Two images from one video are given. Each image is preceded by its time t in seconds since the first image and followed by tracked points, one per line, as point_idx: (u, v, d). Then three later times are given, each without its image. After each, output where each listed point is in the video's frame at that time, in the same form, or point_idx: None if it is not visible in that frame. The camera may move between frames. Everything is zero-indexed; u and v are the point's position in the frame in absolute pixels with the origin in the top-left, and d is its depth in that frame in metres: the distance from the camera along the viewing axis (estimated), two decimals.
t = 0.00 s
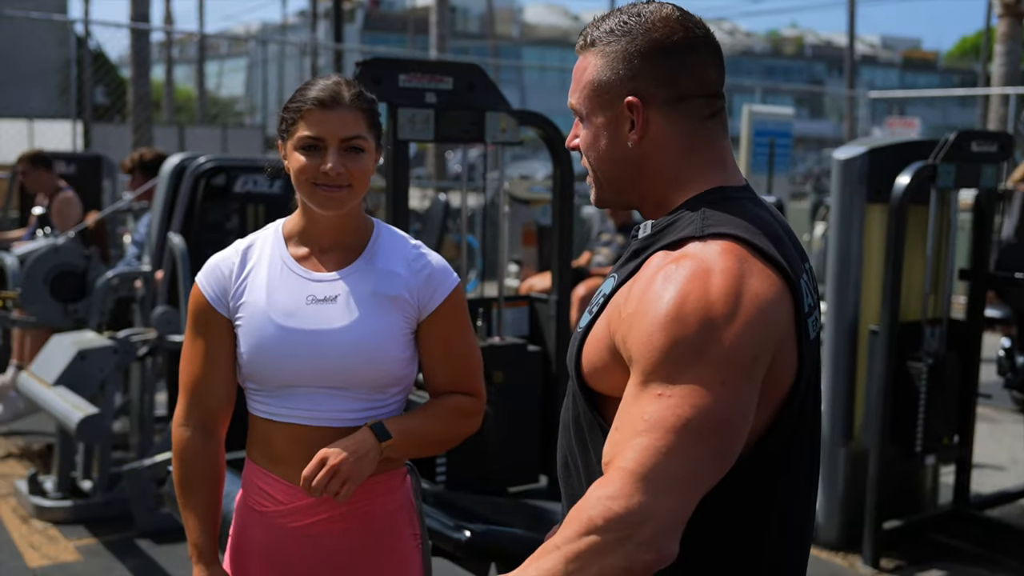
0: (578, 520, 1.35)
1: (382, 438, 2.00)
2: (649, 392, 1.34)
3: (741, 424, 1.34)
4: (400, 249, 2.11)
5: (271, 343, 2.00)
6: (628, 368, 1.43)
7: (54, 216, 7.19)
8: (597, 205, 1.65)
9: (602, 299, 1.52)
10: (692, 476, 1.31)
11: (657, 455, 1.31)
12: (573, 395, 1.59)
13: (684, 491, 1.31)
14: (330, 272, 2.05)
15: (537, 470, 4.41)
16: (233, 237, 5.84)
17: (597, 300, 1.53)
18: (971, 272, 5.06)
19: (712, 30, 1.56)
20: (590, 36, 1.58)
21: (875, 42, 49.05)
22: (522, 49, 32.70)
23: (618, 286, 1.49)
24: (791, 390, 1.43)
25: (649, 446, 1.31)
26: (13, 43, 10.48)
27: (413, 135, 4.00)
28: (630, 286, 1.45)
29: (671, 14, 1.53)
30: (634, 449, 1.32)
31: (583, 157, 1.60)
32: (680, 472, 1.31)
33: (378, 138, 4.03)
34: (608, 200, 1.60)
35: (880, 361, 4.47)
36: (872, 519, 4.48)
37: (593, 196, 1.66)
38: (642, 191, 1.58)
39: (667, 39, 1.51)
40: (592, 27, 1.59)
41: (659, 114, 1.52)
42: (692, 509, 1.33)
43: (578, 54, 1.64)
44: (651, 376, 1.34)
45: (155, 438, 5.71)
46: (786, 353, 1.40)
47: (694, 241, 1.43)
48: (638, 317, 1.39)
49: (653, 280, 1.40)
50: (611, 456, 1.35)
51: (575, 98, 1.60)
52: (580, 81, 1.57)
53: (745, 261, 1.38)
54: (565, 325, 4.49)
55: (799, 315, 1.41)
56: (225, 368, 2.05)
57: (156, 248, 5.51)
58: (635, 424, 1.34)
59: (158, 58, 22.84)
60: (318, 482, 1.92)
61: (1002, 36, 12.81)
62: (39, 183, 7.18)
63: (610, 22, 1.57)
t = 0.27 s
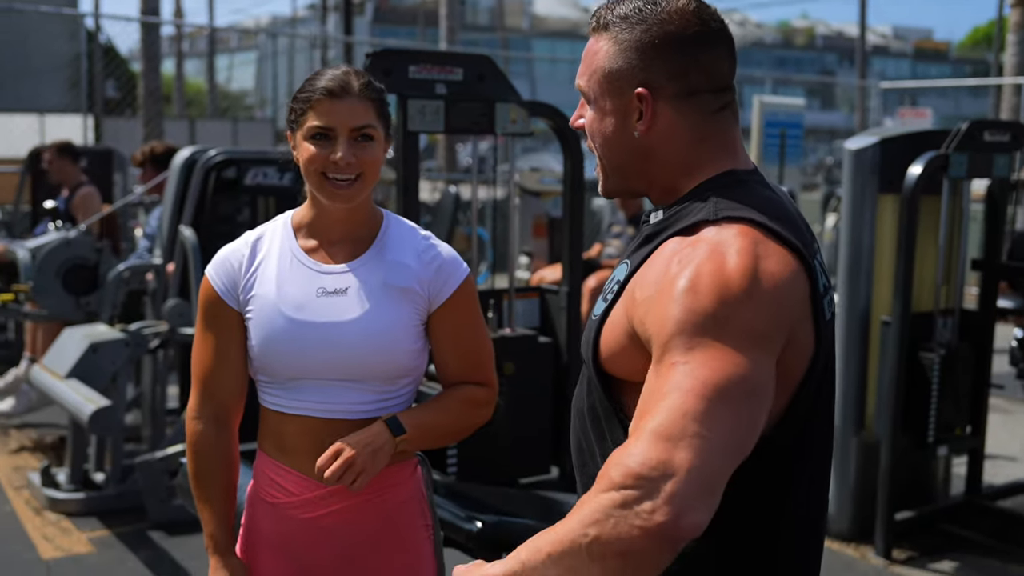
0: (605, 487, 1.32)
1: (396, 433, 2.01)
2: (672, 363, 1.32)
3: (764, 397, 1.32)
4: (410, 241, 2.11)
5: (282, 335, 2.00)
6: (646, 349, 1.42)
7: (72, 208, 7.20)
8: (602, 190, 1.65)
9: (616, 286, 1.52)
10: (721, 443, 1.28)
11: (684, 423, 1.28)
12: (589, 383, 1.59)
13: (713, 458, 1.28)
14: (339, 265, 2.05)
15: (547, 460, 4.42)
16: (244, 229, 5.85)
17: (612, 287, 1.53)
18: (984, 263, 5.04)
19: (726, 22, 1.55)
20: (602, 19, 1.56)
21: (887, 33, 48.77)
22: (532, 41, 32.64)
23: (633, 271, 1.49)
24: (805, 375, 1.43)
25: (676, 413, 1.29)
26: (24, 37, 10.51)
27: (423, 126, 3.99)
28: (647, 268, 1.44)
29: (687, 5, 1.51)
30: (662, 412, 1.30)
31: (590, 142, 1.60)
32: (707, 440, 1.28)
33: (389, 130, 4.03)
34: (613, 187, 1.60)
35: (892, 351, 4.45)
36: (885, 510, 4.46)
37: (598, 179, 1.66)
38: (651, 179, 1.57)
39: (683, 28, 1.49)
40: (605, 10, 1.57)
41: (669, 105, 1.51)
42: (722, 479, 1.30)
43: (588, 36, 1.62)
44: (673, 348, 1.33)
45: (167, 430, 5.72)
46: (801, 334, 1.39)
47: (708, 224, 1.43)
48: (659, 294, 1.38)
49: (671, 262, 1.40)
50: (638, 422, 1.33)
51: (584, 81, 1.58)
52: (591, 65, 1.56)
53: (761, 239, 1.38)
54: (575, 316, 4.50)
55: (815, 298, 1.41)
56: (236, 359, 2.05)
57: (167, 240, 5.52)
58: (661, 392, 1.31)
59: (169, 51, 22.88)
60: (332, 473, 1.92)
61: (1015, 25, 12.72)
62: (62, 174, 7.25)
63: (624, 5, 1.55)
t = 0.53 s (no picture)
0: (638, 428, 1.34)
1: (401, 422, 2.01)
2: (701, 323, 1.33)
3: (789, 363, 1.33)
4: (415, 231, 2.11)
5: (288, 327, 2.00)
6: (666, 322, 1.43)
7: (82, 201, 7.22)
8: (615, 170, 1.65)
9: (633, 269, 1.53)
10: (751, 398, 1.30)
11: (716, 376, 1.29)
12: (603, 367, 1.60)
13: (742, 412, 1.29)
14: (344, 256, 2.04)
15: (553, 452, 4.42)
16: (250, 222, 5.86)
17: (627, 269, 1.54)
18: (992, 253, 5.02)
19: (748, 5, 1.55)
20: None
21: (895, 24, 48.54)
22: (538, 33, 32.55)
23: (651, 253, 1.50)
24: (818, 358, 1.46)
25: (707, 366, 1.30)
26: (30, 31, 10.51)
27: (429, 118, 3.99)
28: (667, 249, 1.46)
29: None
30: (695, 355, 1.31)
31: (607, 121, 1.60)
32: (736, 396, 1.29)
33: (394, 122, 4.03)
34: (629, 166, 1.60)
35: (900, 342, 4.44)
36: (892, 501, 4.46)
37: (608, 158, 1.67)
38: (669, 161, 1.58)
39: (709, 9, 1.50)
40: None
41: (691, 86, 1.51)
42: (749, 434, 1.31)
43: (609, 15, 1.62)
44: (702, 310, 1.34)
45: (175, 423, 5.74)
46: (819, 313, 1.42)
47: (727, 208, 1.44)
48: (686, 263, 1.39)
49: (696, 237, 1.41)
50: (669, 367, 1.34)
51: (604, 60, 1.58)
52: (612, 43, 1.56)
53: (783, 221, 1.41)
54: (582, 307, 4.51)
55: (831, 285, 1.44)
56: (241, 353, 2.06)
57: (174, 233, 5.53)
58: (690, 345, 1.32)
59: (176, 45, 22.88)
60: (335, 461, 1.94)
61: None
62: (75, 166, 7.29)
63: None
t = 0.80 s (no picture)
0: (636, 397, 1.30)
1: (403, 414, 2.00)
2: (723, 312, 1.32)
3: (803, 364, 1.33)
4: (417, 222, 2.10)
5: (289, 319, 1.99)
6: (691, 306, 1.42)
7: (87, 192, 7.20)
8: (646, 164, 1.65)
9: (658, 253, 1.53)
10: (760, 392, 1.29)
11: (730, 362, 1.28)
12: (623, 351, 1.60)
13: (747, 402, 1.28)
14: (345, 247, 2.04)
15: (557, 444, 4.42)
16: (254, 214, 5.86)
17: (653, 254, 1.54)
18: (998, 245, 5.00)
19: None
20: None
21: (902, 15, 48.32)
22: (543, 25, 32.46)
23: (679, 238, 1.50)
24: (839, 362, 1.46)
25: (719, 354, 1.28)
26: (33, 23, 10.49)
27: (432, 109, 3.97)
28: (697, 234, 1.46)
29: None
30: (708, 342, 1.29)
31: (635, 119, 1.59)
32: (746, 391, 1.28)
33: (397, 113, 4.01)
34: (662, 159, 1.61)
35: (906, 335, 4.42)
36: (897, 494, 4.45)
37: (636, 155, 1.66)
38: (698, 153, 1.58)
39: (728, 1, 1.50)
40: None
41: (719, 78, 1.51)
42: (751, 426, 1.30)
43: (623, 11, 1.60)
44: (727, 299, 1.33)
45: (179, 415, 5.74)
46: (841, 319, 1.42)
47: (757, 201, 1.44)
48: (715, 251, 1.39)
49: (725, 227, 1.41)
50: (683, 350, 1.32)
51: (626, 61, 1.57)
52: (633, 42, 1.55)
53: (813, 218, 1.41)
54: (586, 299, 4.51)
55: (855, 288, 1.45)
56: (242, 346, 2.05)
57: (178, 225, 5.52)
58: (708, 331, 1.31)
59: (181, 38, 22.83)
60: (340, 451, 1.93)
61: None
62: (84, 156, 7.28)
63: None
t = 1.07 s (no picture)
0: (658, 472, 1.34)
1: (405, 406, 1.99)
2: (745, 340, 1.35)
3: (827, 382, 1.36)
4: (417, 215, 2.09)
5: (289, 312, 1.98)
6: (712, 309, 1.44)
7: (89, 185, 7.19)
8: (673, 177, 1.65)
9: (676, 249, 1.54)
10: (785, 427, 1.33)
11: (753, 406, 1.32)
12: (637, 343, 1.61)
13: (776, 446, 1.33)
14: (345, 240, 2.03)
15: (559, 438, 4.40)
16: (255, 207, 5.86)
17: (670, 249, 1.55)
18: (1001, 239, 4.99)
19: None
20: (647, 7, 1.56)
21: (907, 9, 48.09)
22: (547, 18, 32.36)
23: (694, 238, 1.51)
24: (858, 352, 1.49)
25: (742, 400, 1.32)
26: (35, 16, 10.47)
27: (434, 102, 3.96)
28: (715, 237, 1.47)
29: None
30: (732, 392, 1.33)
31: (652, 127, 1.60)
32: (769, 428, 1.32)
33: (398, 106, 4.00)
34: (684, 165, 1.61)
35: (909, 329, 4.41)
36: (899, 488, 4.44)
37: (657, 164, 1.67)
38: (716, 156, 1.59)
39: (736, 3, 1.52)
40: None
41: (734, 80, 1.52)
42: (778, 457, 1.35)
43: (629, 24, 1.62)
44: (748, 327, 1.35)
45: (180, 408, 5.73)
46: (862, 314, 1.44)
47: (775, 200, 1.46)
48: (733, 262, 1.40)
49: (744, 228, 1.42)
50: (709, 394, 1.36)
51: (639, 72, 1.58)
52: (645, 51, 1.56)
53: (829, 216, 1.42)
54: (587, 292, 4.51)
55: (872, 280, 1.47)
56: (242, 339, 2.04)
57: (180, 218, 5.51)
58: (732, 366, 1.34)
59: (185, 31, 22.81)
60: (346, 443, 1.92)
61: None
62: (85, 150, 7.28)
63: None
